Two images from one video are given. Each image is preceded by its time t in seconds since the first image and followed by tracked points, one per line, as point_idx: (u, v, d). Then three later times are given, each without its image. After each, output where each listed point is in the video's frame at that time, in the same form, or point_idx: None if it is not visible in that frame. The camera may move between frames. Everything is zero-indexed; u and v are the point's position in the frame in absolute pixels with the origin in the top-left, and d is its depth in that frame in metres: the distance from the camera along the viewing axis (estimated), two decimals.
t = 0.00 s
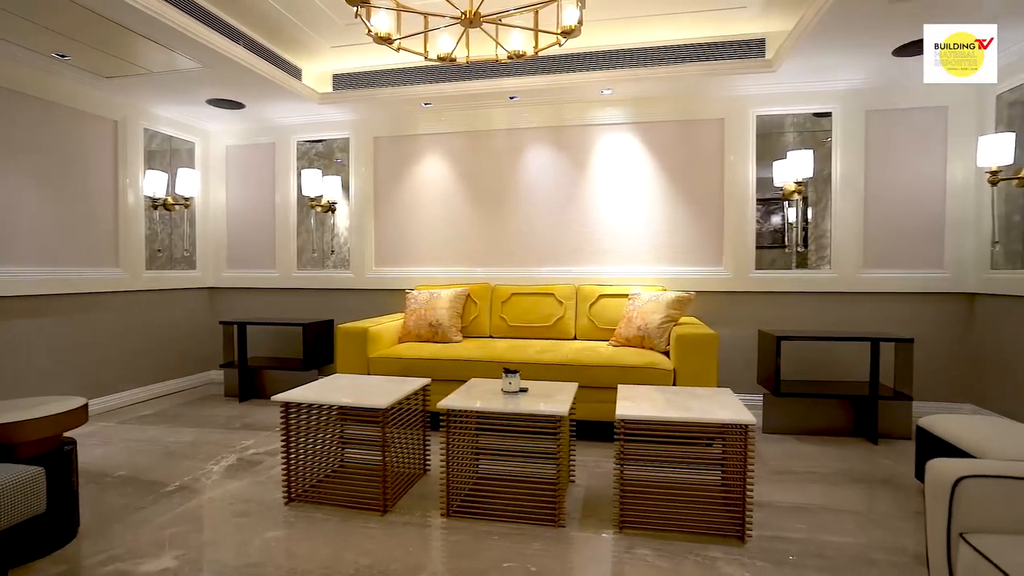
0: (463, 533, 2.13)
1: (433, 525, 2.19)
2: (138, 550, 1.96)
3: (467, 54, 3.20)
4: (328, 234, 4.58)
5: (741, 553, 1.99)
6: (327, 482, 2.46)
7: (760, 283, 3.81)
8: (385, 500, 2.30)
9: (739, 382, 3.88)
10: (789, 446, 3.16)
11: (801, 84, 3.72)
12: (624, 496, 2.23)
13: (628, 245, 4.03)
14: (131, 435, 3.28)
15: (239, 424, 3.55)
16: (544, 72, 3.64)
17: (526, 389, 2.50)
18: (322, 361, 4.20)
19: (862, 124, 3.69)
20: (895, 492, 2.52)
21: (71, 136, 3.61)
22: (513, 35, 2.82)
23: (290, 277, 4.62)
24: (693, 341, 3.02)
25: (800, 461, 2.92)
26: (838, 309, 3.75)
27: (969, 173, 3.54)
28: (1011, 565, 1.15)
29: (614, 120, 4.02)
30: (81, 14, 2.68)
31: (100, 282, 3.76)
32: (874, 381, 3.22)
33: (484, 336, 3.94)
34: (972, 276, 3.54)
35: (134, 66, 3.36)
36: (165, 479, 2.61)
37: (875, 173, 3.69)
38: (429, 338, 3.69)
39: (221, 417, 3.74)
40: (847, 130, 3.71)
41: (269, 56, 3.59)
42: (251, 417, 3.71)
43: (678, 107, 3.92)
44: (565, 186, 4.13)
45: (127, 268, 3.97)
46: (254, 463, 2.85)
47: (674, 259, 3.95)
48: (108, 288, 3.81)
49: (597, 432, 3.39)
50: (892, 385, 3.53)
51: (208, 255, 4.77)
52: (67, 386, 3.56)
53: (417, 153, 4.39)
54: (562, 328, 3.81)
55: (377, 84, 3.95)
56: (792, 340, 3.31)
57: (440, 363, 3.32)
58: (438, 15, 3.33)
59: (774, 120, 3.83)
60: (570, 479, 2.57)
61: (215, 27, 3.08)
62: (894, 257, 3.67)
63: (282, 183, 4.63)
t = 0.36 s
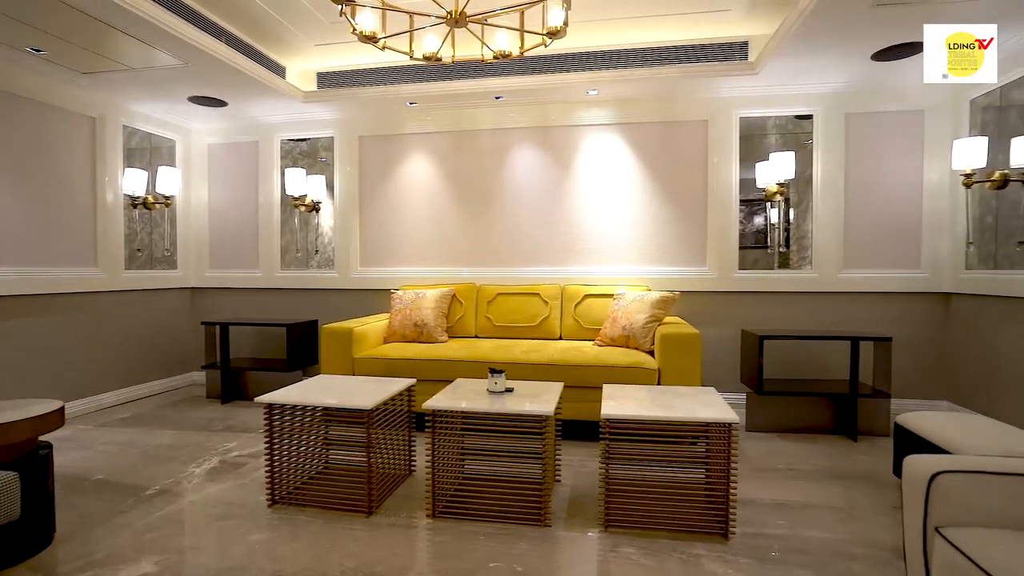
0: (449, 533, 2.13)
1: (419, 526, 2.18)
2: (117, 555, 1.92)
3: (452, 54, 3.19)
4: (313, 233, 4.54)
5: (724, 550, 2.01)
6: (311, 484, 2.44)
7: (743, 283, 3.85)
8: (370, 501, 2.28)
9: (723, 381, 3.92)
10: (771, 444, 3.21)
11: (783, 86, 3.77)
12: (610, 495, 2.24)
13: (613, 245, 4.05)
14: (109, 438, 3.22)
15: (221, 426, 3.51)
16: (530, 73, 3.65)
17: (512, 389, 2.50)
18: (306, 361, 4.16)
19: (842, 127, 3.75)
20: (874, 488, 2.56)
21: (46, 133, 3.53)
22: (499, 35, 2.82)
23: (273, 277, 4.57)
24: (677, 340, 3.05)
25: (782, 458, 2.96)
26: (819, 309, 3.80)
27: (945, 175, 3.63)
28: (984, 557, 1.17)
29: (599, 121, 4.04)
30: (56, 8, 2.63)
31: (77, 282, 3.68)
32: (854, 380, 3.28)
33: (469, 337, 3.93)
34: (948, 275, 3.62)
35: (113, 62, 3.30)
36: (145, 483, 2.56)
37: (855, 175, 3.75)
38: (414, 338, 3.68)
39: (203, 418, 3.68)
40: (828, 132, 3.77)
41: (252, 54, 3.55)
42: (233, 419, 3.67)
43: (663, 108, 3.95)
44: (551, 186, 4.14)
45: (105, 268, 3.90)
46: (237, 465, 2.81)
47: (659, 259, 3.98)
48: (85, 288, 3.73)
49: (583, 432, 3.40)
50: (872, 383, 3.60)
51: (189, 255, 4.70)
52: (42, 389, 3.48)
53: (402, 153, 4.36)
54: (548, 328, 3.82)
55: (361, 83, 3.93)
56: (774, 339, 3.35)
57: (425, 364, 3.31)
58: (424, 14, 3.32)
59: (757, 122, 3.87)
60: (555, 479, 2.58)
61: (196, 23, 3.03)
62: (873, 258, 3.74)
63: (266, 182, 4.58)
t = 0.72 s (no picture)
0: (434, 534, 2.13)
1: (404, 527, 2.18)
2: (94, 561, 1.89)
3: (438, 53, 3.18)
4: (296, 233, 4.50)
5: (707, 547, 2.03)
6: (295, 486, 2.42)
7: (725, 283, 3.90)
8: (355, 503, 2.27)
9: (706, 380, 3.97)
10: (753, 441, 3.25)
11: (765, 89, 3.83)
12: (595, 494, 2.25)
13: (598, 246, 4.07)
14: (87, 442, 3.16)
15: (203, 428, 3.46)
16: (514, 74, 3.66)
17: (497, 389, 2.50)
18: (289, 362, 4.12)
19: (822, 130, 3.81)
20: (852, 484, 2.61)
21: (20, 129, 3.45)
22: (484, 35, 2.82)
23: (256, 277, 4.52)
24: (661, 340, 3.07)
25: (764, 456, 3.00)
26: (799, 308, 3.87)
27: (920, 177, 3.71)
28: (957, 550, 1.20)
29: (584, 122, 4.06)
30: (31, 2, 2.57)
31: (53, 283, 3.60)
32: (833, 378, 3.34)
33: (454, 337, 3.93)
34: (923, 275, 3.71)
35: (89, 58, 3.24)
36: (124, 487, 2.52)
37: (834, 177, 3.82)
38: (399, 338, 3.66)
39: (184, 421, 3.63)
40: (808, 135, 3.83)
41: (234, 51, 3.51)
42: (215, 421, 3.62)
43: (647, 109, 3.99)
44: (536, 186, 4.15)
45: (82, 268, 3.82)
46: (218, 468, 2.77)
47: (643, 259, 4.02)
48: (61, 288, 3.66)
49: (568, 431, 3.42)
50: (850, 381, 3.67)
51: (169, 255, 4.63)
52: (17, 392, 3.41)
53: (386, 152, 4.34)
54: (533, 328, 3.83)
55: (346, 82, 3.90)
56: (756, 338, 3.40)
57: (410, 364, 3.30)
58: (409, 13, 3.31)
59: (739, 124, 3.92)
60: (540, 478, 2.59)
61: (175, 18, 2.98)
62: (852, 258, 3.81)
63: (248, 181, 4.53)
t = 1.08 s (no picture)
0: (421, 534, 2.12)
1: (390, 528, 2.17)
2: (73, 567, 1.85)
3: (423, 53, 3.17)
4: (280, 232, 4.45)
5: (692, 544, 2.05)
6: (279, 488, 2.40)
7: (709, 283, 3.93)
8: (341, 504, 2.26)
9: (691, 378, 4.01)
10: (737, 439, 3.29)
11: (748, 91, 3.87)
12: (581, 493, 2.27)
13: (583, 246, 4.09)
14: (65, 446, 3.10)
15: (185, 430, 3.41)
16: (499, 74, 3.66)
17: (483, 389, 2.50)
18: (274, 363, 4.08)
19: (804, 132, 3.87)
20: (833, 480, 2.66)
21: None
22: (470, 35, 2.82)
23: (239, 278, 4.46)
24: (646, 339, 3.09)
25: (747, 454, 3.04)
26: (781, 307, 3.92)
27: (898, 179, 3.78)
28: (935, 545, 1.23)
29: (570, 123, 4.07)
30: None
31: (29, 283, 3.53)
32: (815, 376, 3.39)
33: (440, 337, 3.92)
34: (901, 275, 3.78)
35: (66, 53, 3.17)
36: (103, 491, 2.48)
37: (816, 178, 3.88)
38: (384, 338, 3.65)
39: (165, 423, 3.58)
40: (790, 137, 3.88)
41: (216, 48, 3.46)
42: (197, 423, 3.57)
43: (632, 110, 4.01)
44: (521, 186, 4.15)
45: (59, 268, 3.74)
46: (201, 471, 2.74)
47: (628, 259, 4.04)
48: (37, 289, 3.58)
49: (554, 430, 3.43)
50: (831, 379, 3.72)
51: (150, 254, 4.56)
52: None
53: (371, 151, 4.31)
54: (519, 328, 3.84)
55: (331, 80, 3.87)
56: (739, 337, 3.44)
57: (396, 364, 3.29)
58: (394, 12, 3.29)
59: (722, 125, 3.96)
60: (527, 477, 2.60)
61: (155, 13, 2.93)
62: (833, 259, 3.87)
63: (231, 179, 4.47)
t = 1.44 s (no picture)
0: (408, 535, 2.12)
1: (376, 529, 2.16)
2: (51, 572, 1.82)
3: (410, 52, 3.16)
4: (265, 232, 4.41)
5: (677, 542, 2.07)
6: (264, 490, 2.38)
7: (695, 283, 3.97)
8: (327, 506, 2.24)
9: (676, 378, 4.04)
10: (722, 438, 3.32)
11: (733, 93, 3.91)
12: (568, 492, 2.28)
13: (570, 246, 4.10)
14: (43, 450, 3.04)
15: (167, 432, 3.37)
16: (485, 74, 3.67)
17: (470, 389, 2.50)
18: (258, 363, 4.04)
19: (787, 134, 3.92)
20: (816, 477, 2.69)
21: None
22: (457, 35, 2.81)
23: (223, 278, 4.41)
24: (632, 339, 3.11)
25: (732, 452, 3.07)
26: (765, 307, 3.97)
27: (879, 181, 3.85)
28: (913, 540, 1.25)
29: (557, 123, 4.08)
30: None
31: (5, 283, 3.46)
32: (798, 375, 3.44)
33: (426, 337, 3.91)
34: (882, 275, 3.85)
35: (44, 49, 3.12)
36: (83, 495, 2.43)
37: (799, 179, 3.93)
38: (370, 338, 3.63)
39: (147, 425, 3.52)
40: (773, 139, 3.93)
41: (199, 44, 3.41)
42: (180, 425, 3.52)
43: (619, 111, 4.03)
44: (508, 186, 4.15)
45: (36, 267, 3.67)
46: (184, 474, 2.70)
47: (614, 259, 4.06)
48: (13, 288, 3.51)
49: (541, 430, 3.44)
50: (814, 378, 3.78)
51: (131, 254, 4.49)
52: None
53: (357, 151, 4.29)
54: (506, 328, 3.84)
55: (316, 79, 3.84)
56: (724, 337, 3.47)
57: (382, 364, 3.28)
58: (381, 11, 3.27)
59: (708, 127, 4.00)
60: (514, 477, 2.61)
61: (135, 9, 2.89)
62: (816, 259, 3.92)
63: (215, 178, 4.42)
